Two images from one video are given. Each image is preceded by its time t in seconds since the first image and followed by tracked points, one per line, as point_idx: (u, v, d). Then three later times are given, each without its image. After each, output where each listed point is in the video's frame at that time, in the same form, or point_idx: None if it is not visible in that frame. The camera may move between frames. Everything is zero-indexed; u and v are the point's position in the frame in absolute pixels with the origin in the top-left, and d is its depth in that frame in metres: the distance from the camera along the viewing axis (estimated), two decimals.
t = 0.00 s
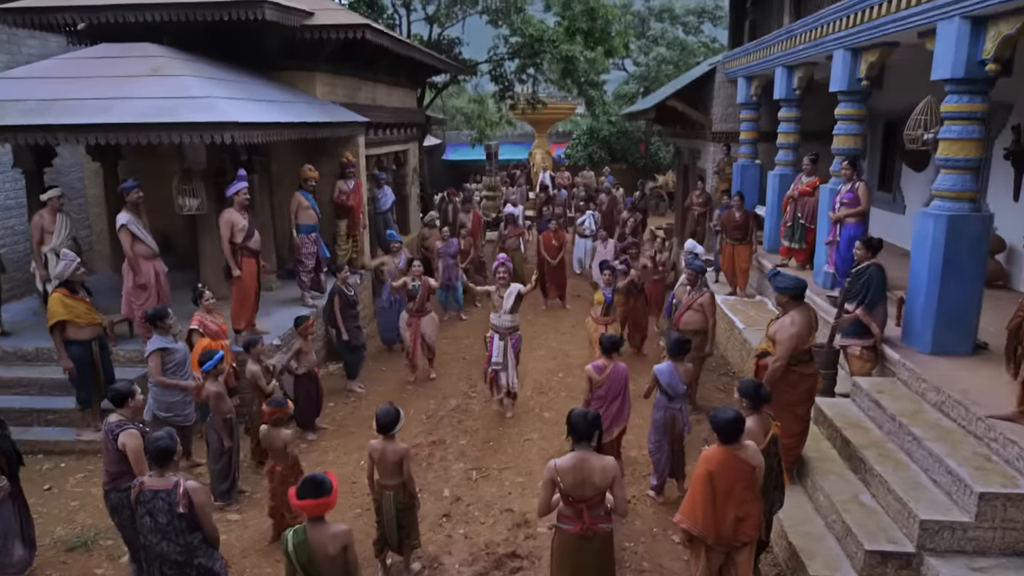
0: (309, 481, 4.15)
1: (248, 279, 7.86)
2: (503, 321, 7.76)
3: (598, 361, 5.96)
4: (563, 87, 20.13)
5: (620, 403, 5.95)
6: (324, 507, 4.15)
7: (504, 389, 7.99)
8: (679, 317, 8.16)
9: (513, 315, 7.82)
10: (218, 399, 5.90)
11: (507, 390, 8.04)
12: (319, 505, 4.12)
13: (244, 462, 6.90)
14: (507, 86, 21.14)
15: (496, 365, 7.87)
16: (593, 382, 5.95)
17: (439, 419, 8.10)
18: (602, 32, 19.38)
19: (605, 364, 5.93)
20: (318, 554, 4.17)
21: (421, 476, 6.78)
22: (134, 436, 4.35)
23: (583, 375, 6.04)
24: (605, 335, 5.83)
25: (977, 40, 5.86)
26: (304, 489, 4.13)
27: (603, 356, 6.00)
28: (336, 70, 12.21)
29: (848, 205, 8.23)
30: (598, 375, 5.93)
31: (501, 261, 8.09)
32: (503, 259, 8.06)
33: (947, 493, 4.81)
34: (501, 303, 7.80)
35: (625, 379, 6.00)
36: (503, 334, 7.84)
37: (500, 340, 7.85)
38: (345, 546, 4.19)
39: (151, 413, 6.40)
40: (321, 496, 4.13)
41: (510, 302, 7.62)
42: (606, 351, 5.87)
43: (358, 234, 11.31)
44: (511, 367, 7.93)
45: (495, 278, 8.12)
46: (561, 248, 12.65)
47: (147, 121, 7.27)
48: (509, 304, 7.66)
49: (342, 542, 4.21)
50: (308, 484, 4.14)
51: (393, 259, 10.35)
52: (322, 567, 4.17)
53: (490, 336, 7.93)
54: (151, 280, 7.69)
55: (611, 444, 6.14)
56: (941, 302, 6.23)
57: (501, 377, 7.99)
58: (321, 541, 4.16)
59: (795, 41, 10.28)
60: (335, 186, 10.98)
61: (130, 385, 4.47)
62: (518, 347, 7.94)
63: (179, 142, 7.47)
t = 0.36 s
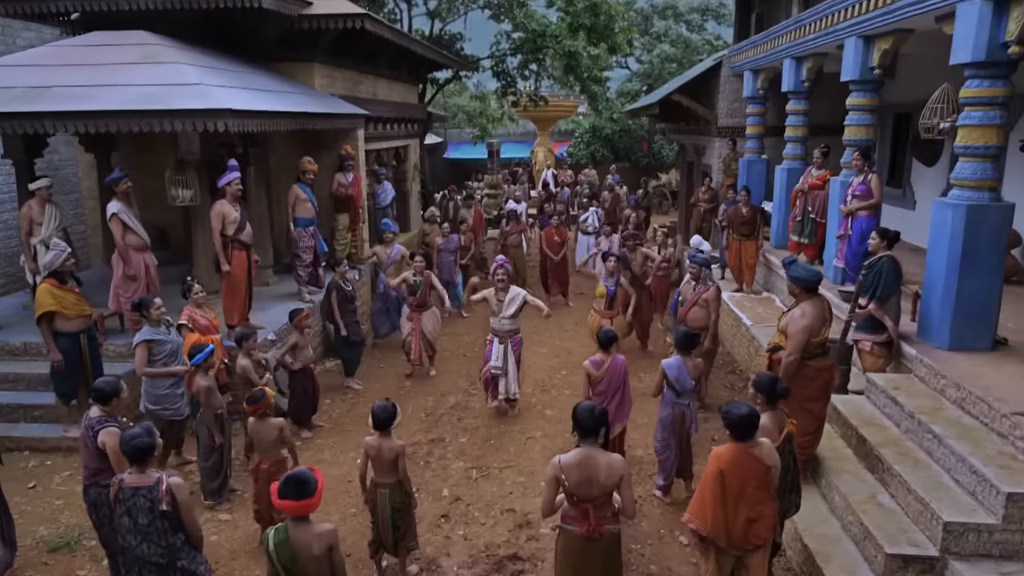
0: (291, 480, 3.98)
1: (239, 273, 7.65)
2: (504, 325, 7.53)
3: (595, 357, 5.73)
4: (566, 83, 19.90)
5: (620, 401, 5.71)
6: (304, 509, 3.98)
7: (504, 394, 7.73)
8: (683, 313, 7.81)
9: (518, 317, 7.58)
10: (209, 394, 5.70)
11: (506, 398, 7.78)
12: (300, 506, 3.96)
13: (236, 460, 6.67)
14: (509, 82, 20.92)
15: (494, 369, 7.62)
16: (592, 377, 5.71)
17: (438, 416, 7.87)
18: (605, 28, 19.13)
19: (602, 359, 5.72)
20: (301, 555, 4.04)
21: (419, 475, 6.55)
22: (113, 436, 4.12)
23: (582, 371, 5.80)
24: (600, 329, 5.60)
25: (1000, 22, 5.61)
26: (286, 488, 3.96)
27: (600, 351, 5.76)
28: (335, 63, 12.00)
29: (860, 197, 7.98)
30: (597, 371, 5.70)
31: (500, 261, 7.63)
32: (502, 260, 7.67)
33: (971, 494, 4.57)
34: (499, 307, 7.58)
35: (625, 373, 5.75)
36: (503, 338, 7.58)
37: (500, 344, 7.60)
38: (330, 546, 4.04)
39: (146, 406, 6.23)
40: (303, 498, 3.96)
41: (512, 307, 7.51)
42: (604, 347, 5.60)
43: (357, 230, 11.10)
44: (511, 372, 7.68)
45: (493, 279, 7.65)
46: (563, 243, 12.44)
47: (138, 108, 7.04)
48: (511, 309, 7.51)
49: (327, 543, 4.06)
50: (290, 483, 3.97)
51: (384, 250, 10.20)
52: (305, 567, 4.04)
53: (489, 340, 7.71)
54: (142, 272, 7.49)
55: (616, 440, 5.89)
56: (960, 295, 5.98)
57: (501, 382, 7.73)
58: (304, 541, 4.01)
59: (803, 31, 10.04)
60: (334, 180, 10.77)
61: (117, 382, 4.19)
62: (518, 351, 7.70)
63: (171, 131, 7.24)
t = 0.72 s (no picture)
0: (278, 479, 3.73)
1: (232, 265, 7.41)
2: (494, 320, 7.27)
3: (603, 350, 5.44)
4: (569, 80, 19.64)
5: (625, 398, 5.44)
6: (292, 509, 3.73)
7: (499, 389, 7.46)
8: (691, 306, 7.59)
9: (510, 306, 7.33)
10: (196, 389, 5.47)
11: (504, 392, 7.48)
12: (287, 506, 3.71)
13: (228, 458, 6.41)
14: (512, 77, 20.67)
15: (485, 365, 7.37)
16: (599, 372, 5.45)
17: (438, 414, 7.61)
18: (609, 23, 18.83)
19: (612, 352, 5.42)
20: (289, 560, 3.79)
21: (417, 474, 6.29)
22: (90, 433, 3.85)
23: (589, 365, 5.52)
24: (605, 318, 5.35)
25: None
26: (273, 488, 3.71)
27: (608, 343, 5.48)
28: (335, 53, 11.77)
29: (875, 187, 7.70)
30: (605, 365, 5.41)
31: (486, 255, 7.50)
32: (489, 253, 7.57)
33: (1002, 494, 4.31)
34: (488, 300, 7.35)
35: (632, 369, 5.48)
36: (494, 333, 7.31)
37: (491, 338, 7.33)
38: (318, 552, 3.81)
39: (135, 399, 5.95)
40: (292, 496, 3.71)
41: (499, 300, 7.22)
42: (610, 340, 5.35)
43: (356, 223, 10.85)
44: (503, 367, 7.39)
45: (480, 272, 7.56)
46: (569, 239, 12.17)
47: (128, 94, 6.80)
48: (497, 302, 7.24)
49: (317, 547, 3.83)
50: (277, 482, 3.72)
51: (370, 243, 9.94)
52: (291, 573, 3.79)
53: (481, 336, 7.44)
54: (134, 264, 7.21)
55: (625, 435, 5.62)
56: (985, 284, 5.72)
57: (493, 377, 7.46)
58: (292, 545, 3.77)
59: (815, 19, 9.76)
60: (333, 172, 10.54)
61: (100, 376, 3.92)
62: (512, 345, 7.40)
63: (162, 117, 7.00)
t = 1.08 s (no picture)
0: (266, 477, 3.46)
1: (229, 258, 7.16)
2: (497, 304, 7.02)
3: (620, 343, 5.22)
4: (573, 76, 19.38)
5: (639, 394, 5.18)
6: (279, 509, 3.47)
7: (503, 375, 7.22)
8: (700, 301, 7.29)
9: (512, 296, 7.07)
10: (185, 383, 5.25)
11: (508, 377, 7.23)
12: (274, 506, 3.45)
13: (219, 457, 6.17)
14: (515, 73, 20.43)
15: (490, 351, 7.13)
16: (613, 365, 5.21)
17: (438, 412, 7.36)
18: (614, 18, 18.41)
19: (629, 346, 5.19)
20: (275, 564, 3.53)
21: (417, 474, 6.03)
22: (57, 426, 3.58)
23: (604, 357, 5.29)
24: (626, 311, 5.12)
25: None
26: (260, 485, 3.45)
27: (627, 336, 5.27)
28: (335, 45, 11.54)
29: (890, 178, 7.40)
30: (621, 359, 5.18)
31: (486, 238, 7.37)
32: (488, 236, 7.36)
33: None
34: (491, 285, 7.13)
35: (649, 365, 5.22)
36: (497, 318, 7.07)
37: (495, 324, 7.10)
38: (309, 556, 3.58)
39: (122, 396, 5.69)
40: (280, 495, 3.46)
41: (500, 283, 6.96)
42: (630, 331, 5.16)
43: (355, 217, 10.60)
44: (508, 353, 7.13)
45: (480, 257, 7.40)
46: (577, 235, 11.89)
47: (118, 79, 6.57)
48: (500, 285, 6.99)
49: (308, 552, 3.58)
50: (264, 481, 3.46)
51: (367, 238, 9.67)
52: None
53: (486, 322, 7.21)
54: (123, 256, 7.03)
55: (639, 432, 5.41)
56: (1011, 275, 5.46)
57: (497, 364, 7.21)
58: (280, 549, 3.52)
59: (826, 7, 9.49)
60: (332, 166, 10.31)
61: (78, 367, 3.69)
62: (517, 331, 7.11)
63: (154, 104, 6.77)
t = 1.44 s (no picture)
0: (254, 471, 3.17)
1: (225, 250, 6.92)
2: (501, 303, 6.76)
3: (634, 334, 4.99)
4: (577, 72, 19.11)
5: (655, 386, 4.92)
6: (268, 508, 3.15)
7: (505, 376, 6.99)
8: (712, 294, 7.01)
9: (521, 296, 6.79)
10: (171, 376, 4.99)
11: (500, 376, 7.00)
12: (260, 506, 3.13)
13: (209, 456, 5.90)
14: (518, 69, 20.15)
15: (493, 351, 6.87)
16: (626, 357, 4.97)
17: (439, 409, 7.09)
18: (619, 12, 17.90)
19: (643, 337, 4.95)
20: (264, 569, 3.22)
21: (415, 474, 5.76)
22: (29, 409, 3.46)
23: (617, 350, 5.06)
24: (643, 303, 4.85)
25: None
26: (246, 478, 3.15)
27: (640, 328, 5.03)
28: (334, 36, 11.28)
29: (908, 167, 7.11)
30: (634, 351, 4.94)
31: (502, 233, 6.87)
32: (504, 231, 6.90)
33: None
34: (501, 282, 6.79)
35: (665, 356, 4.97)
36: (502, 318, 6.82)
37: (499, 324, 6.83)
38: (302, 558, 3.28)
39: (98, 393, 5.45)
40: (267, 494, 3.13)
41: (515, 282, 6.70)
42: (646, 325, 4.93)
43: (354, 211, 10.34)
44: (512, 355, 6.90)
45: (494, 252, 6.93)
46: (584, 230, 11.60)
47: (106, 62, 6.31)
48: (513, 285, 6.72)
49: (301, 553, 3.29)
50: (251, 477, 3.14)
51: (382, 233, 9.50)
52: None
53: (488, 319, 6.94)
54: (113, 247, 6.76)
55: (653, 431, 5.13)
56: None
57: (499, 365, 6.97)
58: (269, 551, 3.20)
59: None
60: (332, 158, 10.05)
61: (40, 343, 3.59)
62: (520, 332, 6.89)
63: (144, 88, 6.51)
